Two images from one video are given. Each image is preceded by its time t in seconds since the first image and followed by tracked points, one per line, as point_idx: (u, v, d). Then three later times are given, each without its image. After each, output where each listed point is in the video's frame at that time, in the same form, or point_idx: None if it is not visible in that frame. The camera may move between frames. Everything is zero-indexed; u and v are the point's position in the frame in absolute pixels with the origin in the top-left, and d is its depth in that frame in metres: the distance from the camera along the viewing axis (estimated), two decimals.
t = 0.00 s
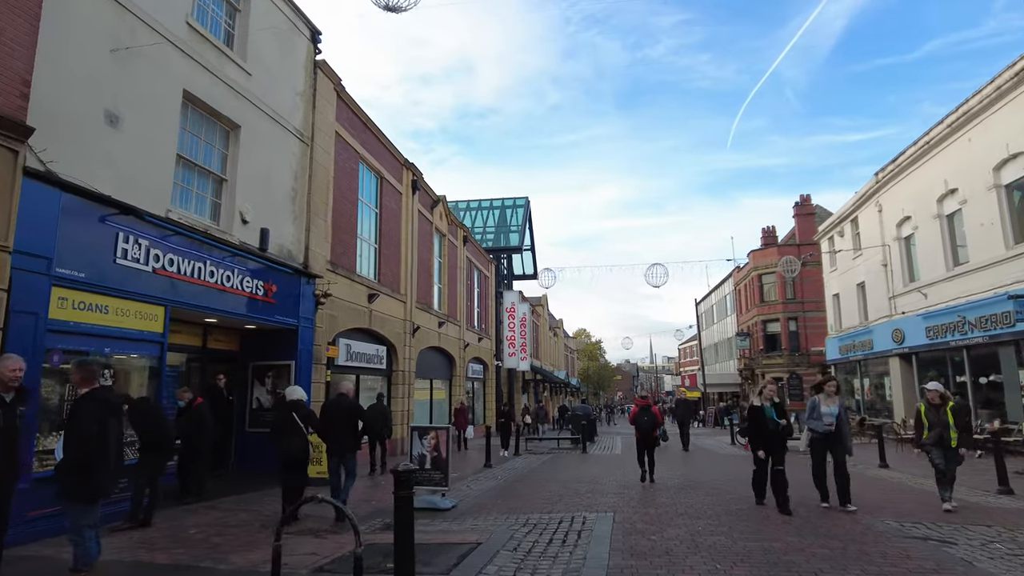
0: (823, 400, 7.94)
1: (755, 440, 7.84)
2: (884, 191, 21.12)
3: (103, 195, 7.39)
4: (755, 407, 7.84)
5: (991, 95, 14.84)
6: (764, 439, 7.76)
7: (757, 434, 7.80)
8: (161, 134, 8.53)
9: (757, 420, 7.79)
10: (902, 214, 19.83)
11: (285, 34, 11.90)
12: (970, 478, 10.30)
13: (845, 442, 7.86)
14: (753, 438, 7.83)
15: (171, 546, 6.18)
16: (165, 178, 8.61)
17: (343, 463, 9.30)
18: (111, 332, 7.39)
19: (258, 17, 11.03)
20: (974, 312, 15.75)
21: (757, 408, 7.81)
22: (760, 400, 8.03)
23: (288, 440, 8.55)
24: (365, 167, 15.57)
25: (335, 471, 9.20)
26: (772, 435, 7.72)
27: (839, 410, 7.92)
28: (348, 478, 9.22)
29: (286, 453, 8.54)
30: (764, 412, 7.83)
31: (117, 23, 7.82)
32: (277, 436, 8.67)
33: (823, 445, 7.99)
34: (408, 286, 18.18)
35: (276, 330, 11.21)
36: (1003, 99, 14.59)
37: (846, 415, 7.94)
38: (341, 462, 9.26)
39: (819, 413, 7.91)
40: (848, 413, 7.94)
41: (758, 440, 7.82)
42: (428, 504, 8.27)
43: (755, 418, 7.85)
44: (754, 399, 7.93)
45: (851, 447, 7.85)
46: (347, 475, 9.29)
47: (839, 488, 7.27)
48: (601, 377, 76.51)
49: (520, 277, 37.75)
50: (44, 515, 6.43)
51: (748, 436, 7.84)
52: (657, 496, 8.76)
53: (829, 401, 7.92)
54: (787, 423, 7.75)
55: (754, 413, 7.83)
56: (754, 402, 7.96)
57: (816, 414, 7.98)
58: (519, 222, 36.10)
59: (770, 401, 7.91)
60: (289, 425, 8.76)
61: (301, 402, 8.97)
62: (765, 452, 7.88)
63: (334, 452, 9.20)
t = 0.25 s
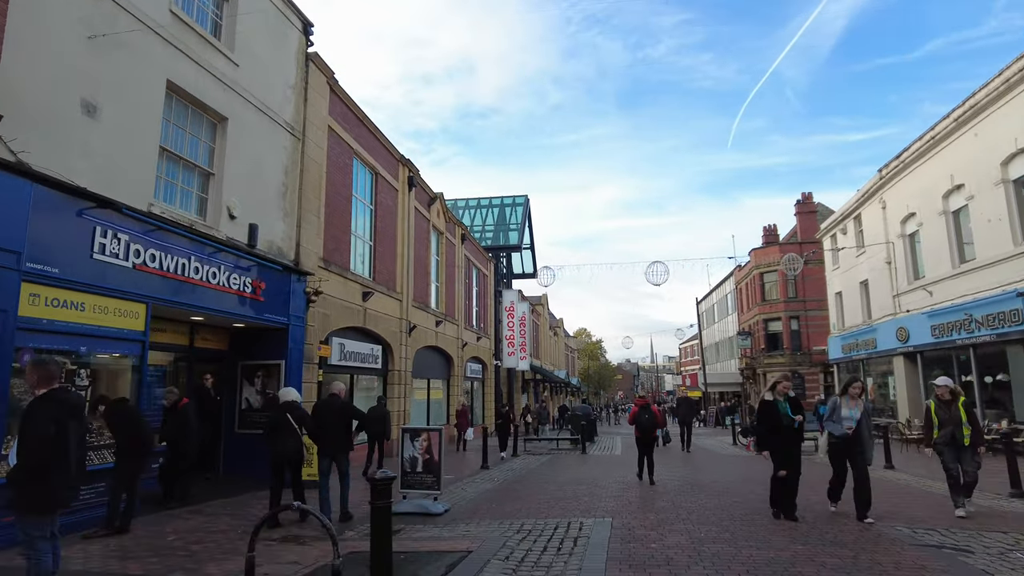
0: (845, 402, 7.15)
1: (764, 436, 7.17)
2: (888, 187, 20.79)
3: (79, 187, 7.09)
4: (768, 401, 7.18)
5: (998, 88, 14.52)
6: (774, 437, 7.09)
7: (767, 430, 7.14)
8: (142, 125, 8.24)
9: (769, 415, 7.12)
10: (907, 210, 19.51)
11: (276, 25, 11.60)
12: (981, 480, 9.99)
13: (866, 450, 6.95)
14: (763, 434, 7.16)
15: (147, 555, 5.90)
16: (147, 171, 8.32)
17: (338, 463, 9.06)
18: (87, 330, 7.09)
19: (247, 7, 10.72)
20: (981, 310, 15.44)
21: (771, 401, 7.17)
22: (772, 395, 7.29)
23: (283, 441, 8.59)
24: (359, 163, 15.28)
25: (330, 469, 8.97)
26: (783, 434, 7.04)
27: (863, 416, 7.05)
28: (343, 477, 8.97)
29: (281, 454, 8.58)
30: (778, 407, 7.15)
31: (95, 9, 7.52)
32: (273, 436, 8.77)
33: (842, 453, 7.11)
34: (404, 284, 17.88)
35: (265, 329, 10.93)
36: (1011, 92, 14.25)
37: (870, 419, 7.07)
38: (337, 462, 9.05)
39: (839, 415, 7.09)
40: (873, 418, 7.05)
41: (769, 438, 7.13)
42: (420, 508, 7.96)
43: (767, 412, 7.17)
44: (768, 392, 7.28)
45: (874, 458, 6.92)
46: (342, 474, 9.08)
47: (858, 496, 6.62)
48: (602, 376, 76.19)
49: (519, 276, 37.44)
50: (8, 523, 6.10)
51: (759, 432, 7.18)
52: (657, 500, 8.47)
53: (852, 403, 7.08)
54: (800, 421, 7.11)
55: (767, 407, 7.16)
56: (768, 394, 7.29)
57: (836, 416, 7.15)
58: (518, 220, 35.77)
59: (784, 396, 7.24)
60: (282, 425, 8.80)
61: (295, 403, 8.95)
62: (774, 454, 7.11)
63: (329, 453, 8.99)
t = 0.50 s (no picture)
0: (868, 399, 6.44)
1: (779, 447, 6.47)
2: (893, 184, 20.46)
3: (54, 178, 6.77)
4: (784, 409, 6.51)
5: (1007, 81, 14.19)
6: (791, 446, 6.39)
7: (782, 440, 6.44)
8: (124, 115, 7.93)
9: (785, 423, 6.42)
10: (912, 208, 19.19)
11: (266, 16, 11.29)
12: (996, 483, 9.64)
13: (894, 451, 6.27)
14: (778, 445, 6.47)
15: (120, 565, 5.57)
16: (129, 163, 8.01)
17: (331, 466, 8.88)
18: (64, 327, 6.77)
19: None
20: (990, 309, 15.11)
21: (787, 409, 6.49)
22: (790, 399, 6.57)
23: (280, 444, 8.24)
24: (354, 159, 14.98)
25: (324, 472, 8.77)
26: (802, 443, 6.34)
27: (889, 414, 6.35)
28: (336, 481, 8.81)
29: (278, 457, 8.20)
30: (794, 415, 6.47)
31: None
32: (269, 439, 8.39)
33: (867, 456, 6.34)
34: (401, 283, 17.56)
35: (255, 328, 10.61)
36: (1020, 86, 13.92)
37: (896, 417, 6.37)
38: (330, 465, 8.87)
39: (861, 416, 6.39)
40: (901, 415, 6.35)
41: (784, 448, 6.44)
42: (412, 513, 7.65)
43: (782, 420, 6.47)
44: (784, 398, 6.59)
45: (904, 460, 6.21)
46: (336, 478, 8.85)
47: (874, 501, 6.22)
48: (603, 377, 75.81)
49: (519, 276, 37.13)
50: None
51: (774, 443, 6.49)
52: (659, 504, 8.13)
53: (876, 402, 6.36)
54: (822, 430, 6.34)
55: (782, 415, 6.48)
56: (785, 402, 6.60)
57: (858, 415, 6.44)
58: (518, 219, 35.46)
59: (803, 403, 6.51)
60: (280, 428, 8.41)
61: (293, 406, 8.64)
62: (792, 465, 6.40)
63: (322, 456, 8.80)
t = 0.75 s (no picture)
0: (895, 402, 5.93)
1: (799, 443, 5.88)
2: (900, 180, 20.13)
3: (31, 167, 6.47)
4: (806, 401, 5.85)
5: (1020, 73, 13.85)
6: (811, 442, 5.77)
7: (803, 435, 5.83)
8: (108, 104, 7.64)
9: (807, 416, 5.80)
10: (919, 204, 18.86)
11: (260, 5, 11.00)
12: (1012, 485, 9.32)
13: (923, 459, 5.78)
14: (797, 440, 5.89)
15: (94, 572, 5.28)
16: (114, 154, 7.73)
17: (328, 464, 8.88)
18: (39, 323, 6.48)
19: None
20: (1000, 306, 14.78)
21: (809, 400, 5.82)
22: (809, 388, 5.94)
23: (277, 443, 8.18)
24: (351, 154, 14.71)
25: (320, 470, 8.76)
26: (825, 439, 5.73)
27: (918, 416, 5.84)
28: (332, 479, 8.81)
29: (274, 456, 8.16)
30: (817, 407, 5.79)
31: None
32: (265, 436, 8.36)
33: (896, 461, 5.78)
34: (399, 280, 17.30)
35: (247, 325, 10.35)
36: None
37: (927, 422, 5.84)
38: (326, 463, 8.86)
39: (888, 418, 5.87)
40: (932, 418, 5.81)
41: (805, 445, 5.82)
42: (406, 517, 7.37)
43: (803, 413, 5.84)
44: (804, 386, 5.91)
45: (945, 464, 5.60)
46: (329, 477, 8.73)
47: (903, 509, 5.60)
48: (605, 377, 75.53)
49: (520, 274, 36.87)
50: None
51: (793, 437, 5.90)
52: (663, 507, 7.86)
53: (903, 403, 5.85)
54: (846, 423, 5.79)
55: (804, 407, 5.83)
56: (806, 392, 5.92)
57: (886, 418, 5.90)
58: (519, 218, 35.20)
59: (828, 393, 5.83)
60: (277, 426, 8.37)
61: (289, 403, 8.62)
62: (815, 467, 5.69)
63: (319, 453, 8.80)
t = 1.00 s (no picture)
0: (932, 398, 5.38)
1: (834, 454, 5.28)
2: (907, 176, 19.77)
3: (4, 153, 6.17)
4: (836, 404, 5.31)
5: None
6: (846, 449, 5.18)
7: (836, 445, 5.27)
8: (89, 90, 7.34)
9: (840, 420, 5.23)
10: (928, 200, 18.50)
11: None
12: None
13: (973, 462, 5.16)
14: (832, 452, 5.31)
15: None
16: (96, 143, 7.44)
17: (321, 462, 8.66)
18: (11, 317, 6.18)
19: None
20: (1013, 304, 14.40)
21: (839, 405, 5.28)
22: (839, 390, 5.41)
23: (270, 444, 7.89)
24: (348, 148, 14.42)
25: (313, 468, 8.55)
26: (861, 445, 5.11)
27: (960, 413, 5.27)
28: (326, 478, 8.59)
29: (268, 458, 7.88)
30: (849, 413, 5.22)
31: None
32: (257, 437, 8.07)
33: (936, 466, 5.27)
34: (398, 278, 16.99)
35: (237, 323, 10.05)
36: None
37: (972, 419, 5.25)
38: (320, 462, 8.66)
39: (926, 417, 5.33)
40: (976, 415, 5.23)
41: (840, 455, 5.23)
42: (398, 521, 7.06)
43: (835, 418, 5.29)
44: (832, 390, 5.43)
45: (985, 470, 5.13)
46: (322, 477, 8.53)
47: (924, 519, 5.32)
48: (608, 377, 75.12)
49: (522, 274, 36.55)
50: None
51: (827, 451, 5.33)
52: (667, 511, 7.53)
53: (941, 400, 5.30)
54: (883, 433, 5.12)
55: (834, 411, 5.29)
56: (835, 396, 5.41)
57: (925, 419, 5.33)
58: (521, 216, 34.87)
59: (859, 398, 5.30)
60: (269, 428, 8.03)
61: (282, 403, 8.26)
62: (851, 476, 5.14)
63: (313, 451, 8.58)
